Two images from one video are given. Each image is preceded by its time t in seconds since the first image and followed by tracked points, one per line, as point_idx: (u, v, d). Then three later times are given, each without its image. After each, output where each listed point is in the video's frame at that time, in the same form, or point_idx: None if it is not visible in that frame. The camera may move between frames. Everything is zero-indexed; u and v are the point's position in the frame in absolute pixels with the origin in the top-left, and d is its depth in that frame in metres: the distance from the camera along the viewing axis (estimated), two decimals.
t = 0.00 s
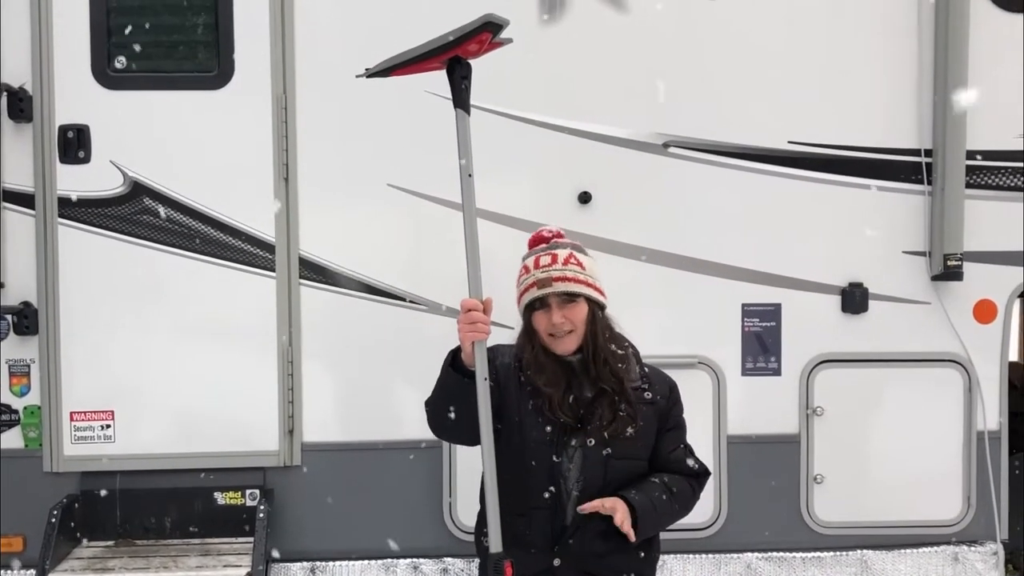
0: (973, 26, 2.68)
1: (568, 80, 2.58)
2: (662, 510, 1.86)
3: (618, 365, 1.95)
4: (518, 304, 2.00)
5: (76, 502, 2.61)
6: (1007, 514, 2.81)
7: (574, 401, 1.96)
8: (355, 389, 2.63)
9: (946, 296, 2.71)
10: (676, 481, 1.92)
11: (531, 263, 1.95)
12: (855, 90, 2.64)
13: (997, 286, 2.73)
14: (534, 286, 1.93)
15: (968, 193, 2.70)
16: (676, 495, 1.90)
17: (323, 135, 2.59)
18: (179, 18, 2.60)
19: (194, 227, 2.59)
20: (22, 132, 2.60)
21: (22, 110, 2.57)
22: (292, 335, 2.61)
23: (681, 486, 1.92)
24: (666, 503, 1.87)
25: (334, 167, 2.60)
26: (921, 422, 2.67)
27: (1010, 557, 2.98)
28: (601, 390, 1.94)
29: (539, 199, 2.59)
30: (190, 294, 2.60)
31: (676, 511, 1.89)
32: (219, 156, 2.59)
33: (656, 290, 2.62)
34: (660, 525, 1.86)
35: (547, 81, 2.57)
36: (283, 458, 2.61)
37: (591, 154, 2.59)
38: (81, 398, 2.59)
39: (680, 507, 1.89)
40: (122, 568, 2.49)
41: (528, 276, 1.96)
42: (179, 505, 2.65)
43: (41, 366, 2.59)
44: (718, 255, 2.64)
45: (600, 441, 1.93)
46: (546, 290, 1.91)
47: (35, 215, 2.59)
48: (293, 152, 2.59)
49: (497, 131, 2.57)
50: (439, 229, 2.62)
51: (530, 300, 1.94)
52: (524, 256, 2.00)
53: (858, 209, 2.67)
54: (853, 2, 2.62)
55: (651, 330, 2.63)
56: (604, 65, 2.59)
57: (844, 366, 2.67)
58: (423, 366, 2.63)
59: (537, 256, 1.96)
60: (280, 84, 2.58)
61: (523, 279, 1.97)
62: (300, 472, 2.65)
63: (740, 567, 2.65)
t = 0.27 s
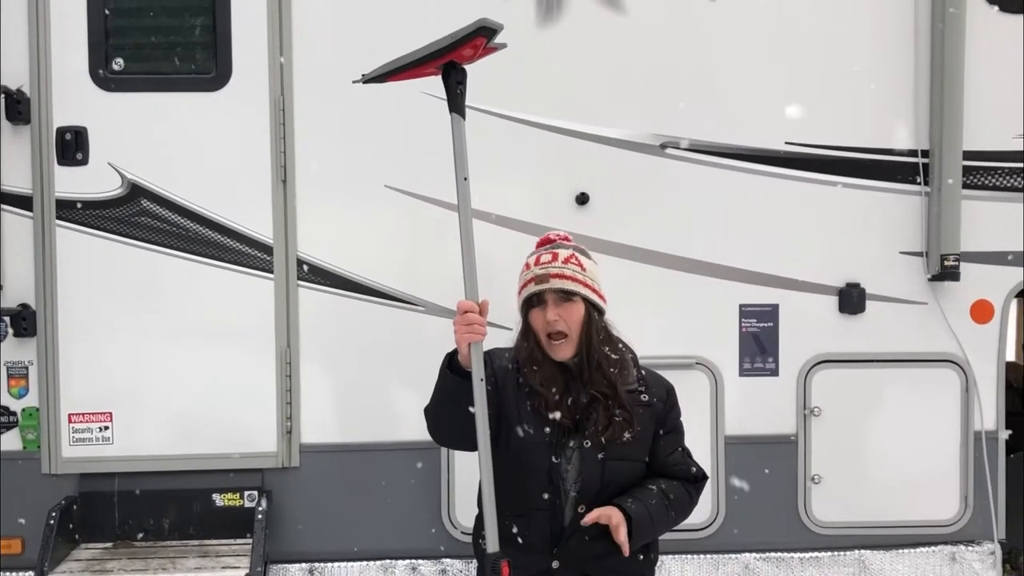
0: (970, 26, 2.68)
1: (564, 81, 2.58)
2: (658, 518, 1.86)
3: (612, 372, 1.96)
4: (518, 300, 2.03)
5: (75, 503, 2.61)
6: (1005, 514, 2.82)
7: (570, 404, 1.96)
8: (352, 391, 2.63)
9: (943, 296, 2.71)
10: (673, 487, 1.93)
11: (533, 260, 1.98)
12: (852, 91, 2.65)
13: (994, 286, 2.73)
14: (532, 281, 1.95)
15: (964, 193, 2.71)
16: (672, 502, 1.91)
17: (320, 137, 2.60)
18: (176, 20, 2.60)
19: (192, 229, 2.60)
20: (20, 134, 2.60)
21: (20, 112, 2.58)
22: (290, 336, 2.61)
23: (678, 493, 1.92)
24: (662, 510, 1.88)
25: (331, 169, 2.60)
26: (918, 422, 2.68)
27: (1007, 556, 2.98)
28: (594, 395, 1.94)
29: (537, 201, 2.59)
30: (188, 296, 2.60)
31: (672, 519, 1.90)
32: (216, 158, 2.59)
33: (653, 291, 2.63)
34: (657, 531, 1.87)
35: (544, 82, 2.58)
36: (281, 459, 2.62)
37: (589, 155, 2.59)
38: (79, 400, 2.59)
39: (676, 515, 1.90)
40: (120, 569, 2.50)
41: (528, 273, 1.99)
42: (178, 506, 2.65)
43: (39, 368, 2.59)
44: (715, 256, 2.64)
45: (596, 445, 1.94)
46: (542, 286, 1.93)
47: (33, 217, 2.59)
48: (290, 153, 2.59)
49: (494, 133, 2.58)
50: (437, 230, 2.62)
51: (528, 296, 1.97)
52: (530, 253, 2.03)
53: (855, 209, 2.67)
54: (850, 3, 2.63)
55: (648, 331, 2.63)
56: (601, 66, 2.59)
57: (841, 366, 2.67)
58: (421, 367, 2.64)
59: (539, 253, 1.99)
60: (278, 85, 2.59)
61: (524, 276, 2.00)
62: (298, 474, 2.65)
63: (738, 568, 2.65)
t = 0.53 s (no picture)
0: (967, 25, 2.68)
1: (563, 81, 2.59)
2: (656, 531, 1.87)
3: (611, 372, 1.96)
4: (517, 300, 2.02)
5: (73, 504, 2.61)
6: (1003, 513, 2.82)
7: (570, 404, 1.96)
8: (352, 391, 2.63)
9: (941, 295, 2.71)
10: (671, 497, 1.93)
11: (531, 260, 1.98)
12: (850, 90, 2.65)
13: (992, 285, 2.74)
14: (531, 281, 1.95)
15: (962, 192, 2.71)
16: (670, 512, 1.90)
17: (318, 137, 2.60)
18: (175, 21, 2.60)
19: (190, 229, 2.60)
20: (19, 135, 2.60)
21: (18, 113, 2.57)
22: (289, 336, 2.61)
23: (676, 502, 1.92)
24: (661, 523, 1.87)
25: (329, 169, 2.60)
26: (916, 421, 2.68)
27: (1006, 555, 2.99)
28: (593, 395, 1.95)
29: (535, 201, 2.59)
30: (187, 297, 2.60)
31: (670, 527, 1.90)
32: (215, 159, 2.59)
33: (652, 290, 2.63)
34: (654, 544, 1.88)
35: (543, 82, 2.58)
36: (280, 460, 2.62)
37: (587, 155, 2.60)
38: (78, 400, 2.59)
39: (674, 523, 1.90)
40: (119, 570, 2.49)
41: (527, 272, 1.99)
42: (177, 507, 2.65)
43: (38, 369, 2.59)
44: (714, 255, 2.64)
45: (595, 445, 1.94)
46: (541, 286, 1.93)
47: (32, 218, 2.59)
48: (288, 153, 2.59)
49: (493, 133, 2.58)
50: (435, 230, 2.62)
51: (527, 296, 1.97)
52: (529, 252, 2.03)
53: (854, 208, 2.67)
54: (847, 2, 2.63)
55: (647, 331, 2.63)
56: (600, 66, 2.59)
57: (840, 366, 2.68)
58: (420, 368, 2.64)
59: (538, 254, 1.99)
60: (276, 86, 2.59)
61: (522, 276, 2.00)
62: (297, 474, 2.65)
63: (738, 567, 2.65)
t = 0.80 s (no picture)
0: (967, 24, 2.68)
1: (562, 79, 2.58)
2: (655, 530, 1.87)
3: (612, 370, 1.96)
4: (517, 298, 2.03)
5: (73, 504, 2.61)
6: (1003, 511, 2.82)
7: (570, 403, 1.96)
8: (351, 390, 2.63)
9: (941, 294, 2.71)
10: (670, 495, 1.93)
11: (532, 259, 1.98)
12: (849, 88, 2.65)
13: (992, 284, 2.73)
14: (531, 280, 1.95)
15: (962, 190, 2.71)
16: (669, 510, 1.91)
17: (317, 136, 2.59)
18: (174, 20, 2.59)
19: (189, 229, 2.59)
20: (17, 134, 2.60)
21: (17, 112, 2.57)
22: (289, 335, 2.61)
23: (675, 499, 1.92)
24: (660, 519, 1.88)
25: (328, 168, 2.60)
26: (916, 420, 2.68)
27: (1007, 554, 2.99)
28: (594, 394, 1.94)
29: (535, 200, 2.59)
30: (186, 296, 2.60)
31: (670, 525, 1.90)
32: (214, 158, 2.59)
33: (652, 289, 2.63)
34: (653, 542, 1.88)
35: (542, 81, 2.58)
36: (280, 459, 2.62)
37: (587, 154, 2.59)
38: (77, 400, 2.59)
39: (674, 521, 1.90)
40: (119, 570, 2.49)
41: (528, 271, 1.99)
42: (176, 507, 2.65)
43: (37, 369, 2.59)
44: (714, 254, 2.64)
45: (595, 445, 1.93)
46: (542, 284, 1.94)
47: (31, 217, 2.59)
48: (288, 153, 2.59)
49: (492, 132, 2.57)
50: (435, 229, 2.62)
51: (527, 295, 1.97)
52: (529, 251, 2.03)
53: (853, 207, 2.67)
54: None
55: (647, 330, 2.63)
56: (599, 65, 2.59)
57: (839, 364, 2.67)
58: (419, 367, 2.63)
59: (538, 252, 1.99)
60: (275, 85, 2.58)
61: (523, 275, 2.00)
62: (297, 474, 2.65)
63: (737, 566, 2.66)
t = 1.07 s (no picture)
0: (968, 23, 2.68)
1: (564, 78, 2.58)
2: (656, 530, 1.86)
3: (612, 369, 1.97)
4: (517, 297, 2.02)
5: (73, 503, 2.61)
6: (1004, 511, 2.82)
7: (570, 402, 1.96)
8: (351, 389, 2.63)
9: (942, 294, 2.71)
10: (672, 494, 1.93)
11: (532, 258, 1.98)
12: (850, 87, 2.65)
13: (993, 284, 2.73)
14: (531, 279, 1.95)
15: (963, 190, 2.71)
16: (670, 509, 1.90)
17: (318, 135, 2.59)
18: (175, 18, 2.59)
19: (190, 227, 2.59)
20: (18, 133, 2.59)
21: (17, 111, 2.57)
22: (289, 334, 2.60)
23: (677, 498, 1.92)
24: (661, 519, 1.87)
25: (329, 167, 2.60)
26: (917, 420, 2.68)
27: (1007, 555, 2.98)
28: (594, 393, 1.94)
29: (535, 199, 2.59)
30: (186, 295, 2.60)
31: (671, 525, 1.90)
32: (214, 156, 2.59)
33: (652, 289, 2.62)
34: (654, 541, 1.87)
35: (543, 80, 2.57)
36: (280, 458, 2.61)
37: (588, 153, 2.59)
38: (78, 399, 2.59)
39: (675, 520, 1.90)
40: (119, 569, 2.49)
41: (528, 270, 1.99)
42: (177, 505, 2.65)
43: (38, 367, 2.58)
44: (715, 254, 2.64)
45: (596, 444, 1.93)
46: (542, 283, 1.94)
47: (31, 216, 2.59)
48: (289, 152, 2.59)
49: (493, 131, 2.57)
50: (435, 229, 2.62)
51: (528, 294, 1.97)
52: (529, 250, 2.03)
53: (854, 206, 2.67)
54: None
55: (647, 329, 2.63)
56: (600, 64, 2.59)
57: (840, 364, 2.67)
58: (420, 366, 2.63)
59: (538, 251, 1.99)
60: (276, 83, 2.58)
61: (522, 274, 2.00)
62: (297, 473, 2.65)
63: (737, 565, 2.66)
